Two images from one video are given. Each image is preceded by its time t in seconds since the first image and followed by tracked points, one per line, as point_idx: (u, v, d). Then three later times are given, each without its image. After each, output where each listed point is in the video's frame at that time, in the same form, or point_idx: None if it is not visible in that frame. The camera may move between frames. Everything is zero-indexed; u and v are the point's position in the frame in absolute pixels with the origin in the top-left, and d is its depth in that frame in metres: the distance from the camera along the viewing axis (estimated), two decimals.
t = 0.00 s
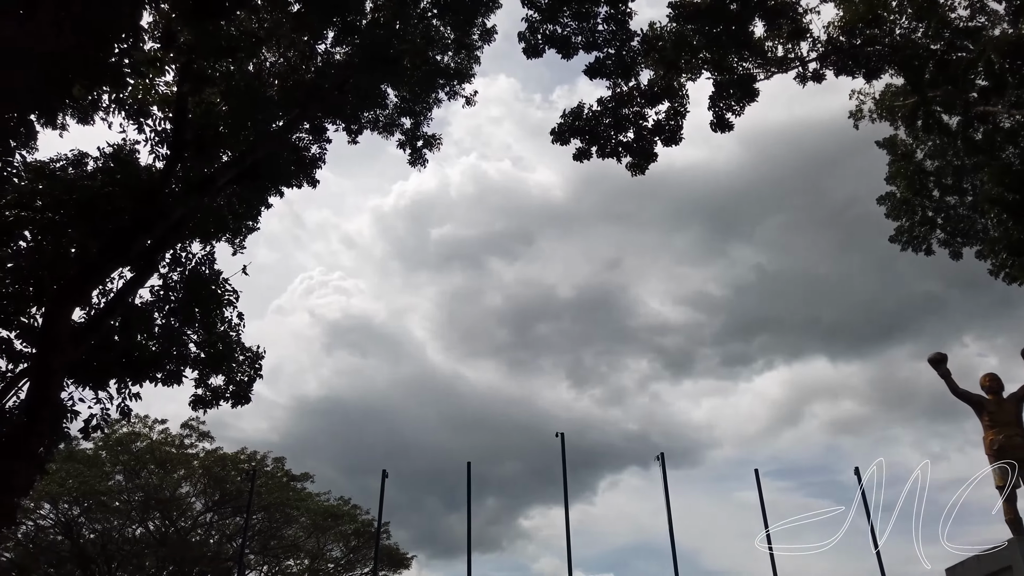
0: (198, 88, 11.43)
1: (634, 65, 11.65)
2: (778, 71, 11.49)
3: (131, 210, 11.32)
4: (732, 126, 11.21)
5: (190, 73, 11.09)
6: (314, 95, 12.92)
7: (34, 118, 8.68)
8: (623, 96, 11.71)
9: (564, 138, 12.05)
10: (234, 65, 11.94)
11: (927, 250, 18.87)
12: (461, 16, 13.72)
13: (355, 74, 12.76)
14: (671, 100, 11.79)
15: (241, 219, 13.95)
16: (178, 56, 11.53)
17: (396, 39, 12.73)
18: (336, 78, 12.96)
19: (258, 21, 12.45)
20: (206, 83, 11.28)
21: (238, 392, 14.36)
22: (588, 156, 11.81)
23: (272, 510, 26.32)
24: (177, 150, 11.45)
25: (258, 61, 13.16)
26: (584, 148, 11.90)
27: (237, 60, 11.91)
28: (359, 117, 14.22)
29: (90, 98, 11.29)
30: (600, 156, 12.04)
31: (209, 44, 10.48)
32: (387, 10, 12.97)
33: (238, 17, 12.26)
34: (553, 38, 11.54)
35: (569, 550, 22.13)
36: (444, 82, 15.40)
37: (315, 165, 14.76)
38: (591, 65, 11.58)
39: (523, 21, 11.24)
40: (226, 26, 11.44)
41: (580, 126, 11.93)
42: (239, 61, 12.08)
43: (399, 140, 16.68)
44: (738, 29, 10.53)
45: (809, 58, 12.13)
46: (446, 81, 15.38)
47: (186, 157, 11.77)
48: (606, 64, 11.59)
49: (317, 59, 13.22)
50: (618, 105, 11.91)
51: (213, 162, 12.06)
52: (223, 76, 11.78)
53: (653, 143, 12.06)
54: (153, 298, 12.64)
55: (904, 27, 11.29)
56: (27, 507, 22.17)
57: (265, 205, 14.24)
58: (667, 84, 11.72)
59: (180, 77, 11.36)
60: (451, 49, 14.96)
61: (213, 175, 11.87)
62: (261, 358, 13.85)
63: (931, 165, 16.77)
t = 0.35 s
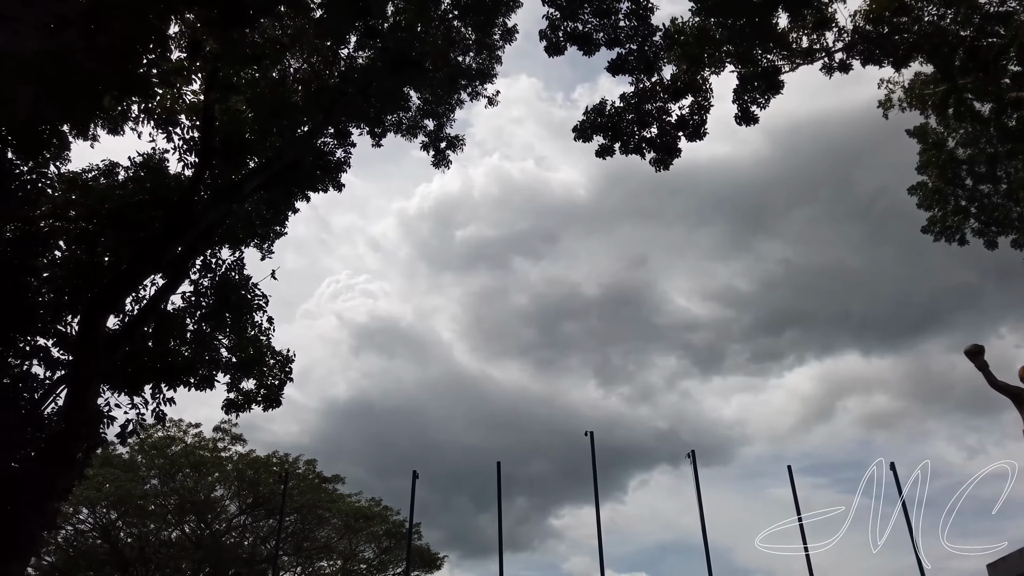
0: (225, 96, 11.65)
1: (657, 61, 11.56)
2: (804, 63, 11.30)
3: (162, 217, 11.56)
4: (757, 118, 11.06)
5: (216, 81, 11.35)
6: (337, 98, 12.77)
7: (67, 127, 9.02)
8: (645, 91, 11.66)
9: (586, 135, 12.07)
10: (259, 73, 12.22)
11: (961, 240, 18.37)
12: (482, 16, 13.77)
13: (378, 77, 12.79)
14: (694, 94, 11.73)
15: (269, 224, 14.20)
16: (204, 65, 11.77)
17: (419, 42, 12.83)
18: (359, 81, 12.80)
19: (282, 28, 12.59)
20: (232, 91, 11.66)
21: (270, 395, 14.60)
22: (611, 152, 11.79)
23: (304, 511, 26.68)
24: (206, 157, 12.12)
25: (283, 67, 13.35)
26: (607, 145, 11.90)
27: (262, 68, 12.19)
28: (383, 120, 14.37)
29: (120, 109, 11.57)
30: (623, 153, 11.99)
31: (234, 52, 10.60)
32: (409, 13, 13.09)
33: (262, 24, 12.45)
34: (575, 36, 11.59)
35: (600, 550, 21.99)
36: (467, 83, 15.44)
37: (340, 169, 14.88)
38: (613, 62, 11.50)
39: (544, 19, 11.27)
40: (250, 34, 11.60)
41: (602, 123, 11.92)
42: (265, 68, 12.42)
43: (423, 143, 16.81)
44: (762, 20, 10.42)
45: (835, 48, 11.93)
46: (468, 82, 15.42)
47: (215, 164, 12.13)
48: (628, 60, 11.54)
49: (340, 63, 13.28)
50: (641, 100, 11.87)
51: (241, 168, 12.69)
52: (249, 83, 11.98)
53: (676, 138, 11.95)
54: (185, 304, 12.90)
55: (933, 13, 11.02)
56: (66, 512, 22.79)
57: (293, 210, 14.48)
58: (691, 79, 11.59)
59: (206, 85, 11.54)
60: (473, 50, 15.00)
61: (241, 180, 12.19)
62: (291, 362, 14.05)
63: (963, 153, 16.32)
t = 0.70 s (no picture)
0: (249, 102, 11.94)
1: (678, 56, 11.52)
2: (828, 54, 11.18)
3: (190, 224, 11.84)
4: (781, 111, 10.95)
5: (241, 88, 11.68)
6: (359, 102, 13.02)
7: (96, 139, 9.21)
8: (666, 85, 11.65)
9: (607, 132, 12.09)
10: (281, 78, 12.51)
11: (995, 230, 17.95)
12: (501, 15, 13.82)
13: (399, 80, 13.01)
14: (716, 88, 11.64)
15: (294, 229, 14.45)
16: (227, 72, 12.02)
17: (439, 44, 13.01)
18: (381, 85, 13.03)
19: (303, 33, 13.04)
20: (256, 98, 11.93)
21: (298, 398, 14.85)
22: (632, 148, 11.81)
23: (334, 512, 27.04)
24: (232, 164, 12.29)
25: (305, 72, 13.58)
26: (629, 141, 11.90)
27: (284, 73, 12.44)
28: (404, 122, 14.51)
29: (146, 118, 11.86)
30: (645, 149, 11.98)
31: (257, 60, 10.94)
32: (429, 15, 13.22)
33: (283, 30, 12.76)
34: (594, 33, 11.60)
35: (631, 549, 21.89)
36: (487, 83, 15.51)
37: (363, 172, 15.09)
38: (634, 58, 11.49)
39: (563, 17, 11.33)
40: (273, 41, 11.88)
41: (624, 120, 11.92)
42: (287, 74, 12.69)
43: (444, 144, 16.94)
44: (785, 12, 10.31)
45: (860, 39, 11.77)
46: (488, 82, 15.49)
47: (239, 170, 12.50)
48: (649, 56, 11.52)
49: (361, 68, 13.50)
50: (662, 95, 11.83)
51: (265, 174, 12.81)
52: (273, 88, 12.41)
53: (699, 133, 11.87)
54: (214, 309, 13.18)
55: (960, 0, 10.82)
56: (102, 515, 23.40)
57: (318, 213, 14.72)
58: (713, 72, 11.44)
59: (231, 92, 11.83)
60: (493, 50, 15.06)
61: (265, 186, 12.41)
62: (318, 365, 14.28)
63: (995, 141, 15.96)
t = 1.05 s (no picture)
0: (272, 107, 12.44)
1: (698, 51, 11.51)
2: (851, 44, 11.06)
3: (215, 230, 12.14)
4: (803, 103, 10.95)
5: (263, 94, 12.29)
6: (380, 105, 13.34)
7: (123, 147, 9.46)
8: (687, 80, 11.65)
9: (628, 128, 12.12)
10: (303, 83, 13.07)
11: None
12: (519, 15, 13.91)
13: (419, 82, 13.45)
14: (738, 82, 11.57)
15: (318, 232, 14.73)
16: (250, 79, 12.31)
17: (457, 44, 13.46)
18: (400, 87, 13.40)
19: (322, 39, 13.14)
20: (277, 103, 12.45)
21: (325, 400, 15.10)
22: (653, 144, 11.84)
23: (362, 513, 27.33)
24: (255, 169, 12.61)
25: (327, 77, 13.83)
26: (650, 137, 11.93)
27: (306, 79, 13.03)
28: (425, 124, 14.72)
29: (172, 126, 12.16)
30: (667, 145, 12.01)
31: (279, 64, 11.41)
32: (447, 16, 13.50)
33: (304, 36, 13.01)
34: (614, 30, 11.65)
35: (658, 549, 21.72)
36: (507, 83, 15.63)
37: (385, 174, 15.32)
38: (654, 53, 11.54)
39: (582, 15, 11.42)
40: (295, 47, 12.20)
41: (644, 116, 11.97)
42: (309, 79, 13.21)
43: (465, 145, 17.08)
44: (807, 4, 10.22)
45: (883, 28, 11.62)
46: (508, 82, 15.61)
47: (263, 175, 12.71)
48: (669, 51, 11.55)
49: (381, 71, 13.81)
50: (683, 91, 11.84)
51: (289, 178, 13.04)
52: (296, 94, 12.98)
53: (721, 127, 11.85)
54: (240, 314, 13.48)
55: None
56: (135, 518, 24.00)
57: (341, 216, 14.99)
58: (734, 66, 11.44)
59: (254, 98, 12.36)
60: (511, 50, 15.20)
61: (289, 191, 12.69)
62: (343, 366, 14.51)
63: None
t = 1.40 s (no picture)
0: (294, 112, 12.55)
1: (718, 44, 11.35)
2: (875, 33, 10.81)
3: (239, 234, 12.30)
4: (826, 95, 10.76)
5: (286, 98, 12.36)
6: (401, 107, 13.42)
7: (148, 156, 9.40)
8: (707, 75, 11.51)
9: (648, 124, 12.01)
10: (324, 87, 13.19)
11: None
12: (536, 14, 13.86)
13: (439, 83, 13.44)
14: (759, 75, 11.38)
15: (341, 234, 14.84)
16: (272, 84, 12.45)
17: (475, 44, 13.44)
18: (420, 88, 13.42)
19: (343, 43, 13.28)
20: (299, 107, 12.54)
21: (350, 401, 15.23)
22: (674, 140, 11.72)
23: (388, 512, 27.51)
24: (278, 173, 12.77)
25: (347, 80, 13.94)
26: (670, 133, 11.79)
27: (327, 83, 13.15)
28: (445, 125, 14.74)
29: (196, 133, 12.35)
30: (688, 140, 11.87)
31: (301, 68, 11.54)
32: (465, 16, 13.52)
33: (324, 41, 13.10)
34: (632, 26, 11.54)
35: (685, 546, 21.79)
36: (526, 82, 15.60)
37: (406, 176, 15.39)
38: (673, 48, 11.41)
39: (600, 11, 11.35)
40: (315, 51, 12.33)
41: (664, 111, 11.85)
42: (329, 82, 13.31)
43: (485, 144, 17.09)
44: None
45: (907, 16, 11.33)
46: (527, 81, 15.58)
47: (285, 179, 12.83)
48: (688, 45, 11.41)
49: (401, 73, 13.89)
50: (704, 85, 11.70)
51: (312, 181, 13.14)
52: (317, 98, 13.11)
53: (743, 121, 11.67)
54: (266, 316, 13.64)
55: None
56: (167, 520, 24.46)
57: (364, 218, 15.09)
58: (755, 60, 11.24)
59: (276, 103, 12.51)
60: (530, 48, 15.18)
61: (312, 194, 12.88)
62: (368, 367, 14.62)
63: None
